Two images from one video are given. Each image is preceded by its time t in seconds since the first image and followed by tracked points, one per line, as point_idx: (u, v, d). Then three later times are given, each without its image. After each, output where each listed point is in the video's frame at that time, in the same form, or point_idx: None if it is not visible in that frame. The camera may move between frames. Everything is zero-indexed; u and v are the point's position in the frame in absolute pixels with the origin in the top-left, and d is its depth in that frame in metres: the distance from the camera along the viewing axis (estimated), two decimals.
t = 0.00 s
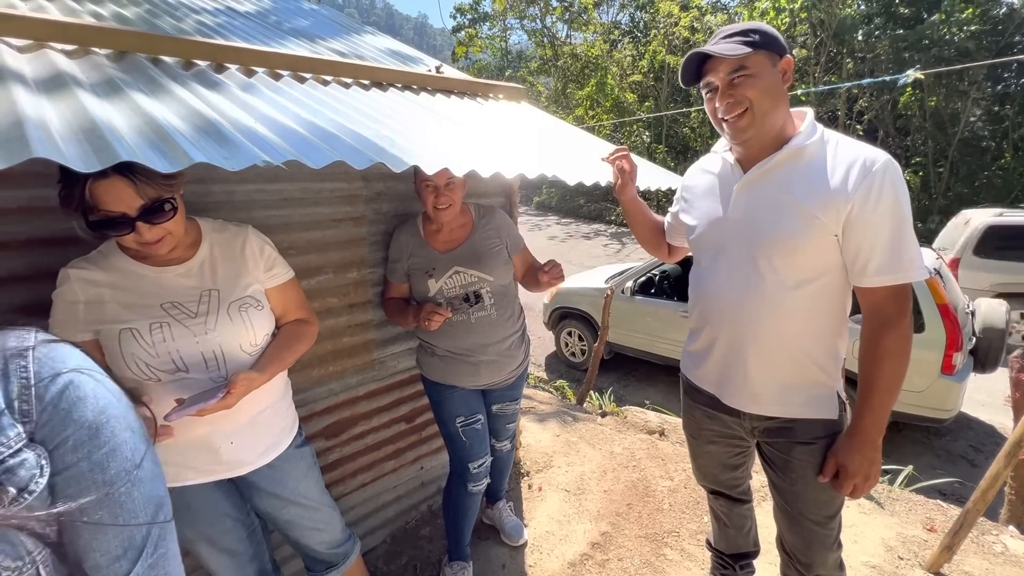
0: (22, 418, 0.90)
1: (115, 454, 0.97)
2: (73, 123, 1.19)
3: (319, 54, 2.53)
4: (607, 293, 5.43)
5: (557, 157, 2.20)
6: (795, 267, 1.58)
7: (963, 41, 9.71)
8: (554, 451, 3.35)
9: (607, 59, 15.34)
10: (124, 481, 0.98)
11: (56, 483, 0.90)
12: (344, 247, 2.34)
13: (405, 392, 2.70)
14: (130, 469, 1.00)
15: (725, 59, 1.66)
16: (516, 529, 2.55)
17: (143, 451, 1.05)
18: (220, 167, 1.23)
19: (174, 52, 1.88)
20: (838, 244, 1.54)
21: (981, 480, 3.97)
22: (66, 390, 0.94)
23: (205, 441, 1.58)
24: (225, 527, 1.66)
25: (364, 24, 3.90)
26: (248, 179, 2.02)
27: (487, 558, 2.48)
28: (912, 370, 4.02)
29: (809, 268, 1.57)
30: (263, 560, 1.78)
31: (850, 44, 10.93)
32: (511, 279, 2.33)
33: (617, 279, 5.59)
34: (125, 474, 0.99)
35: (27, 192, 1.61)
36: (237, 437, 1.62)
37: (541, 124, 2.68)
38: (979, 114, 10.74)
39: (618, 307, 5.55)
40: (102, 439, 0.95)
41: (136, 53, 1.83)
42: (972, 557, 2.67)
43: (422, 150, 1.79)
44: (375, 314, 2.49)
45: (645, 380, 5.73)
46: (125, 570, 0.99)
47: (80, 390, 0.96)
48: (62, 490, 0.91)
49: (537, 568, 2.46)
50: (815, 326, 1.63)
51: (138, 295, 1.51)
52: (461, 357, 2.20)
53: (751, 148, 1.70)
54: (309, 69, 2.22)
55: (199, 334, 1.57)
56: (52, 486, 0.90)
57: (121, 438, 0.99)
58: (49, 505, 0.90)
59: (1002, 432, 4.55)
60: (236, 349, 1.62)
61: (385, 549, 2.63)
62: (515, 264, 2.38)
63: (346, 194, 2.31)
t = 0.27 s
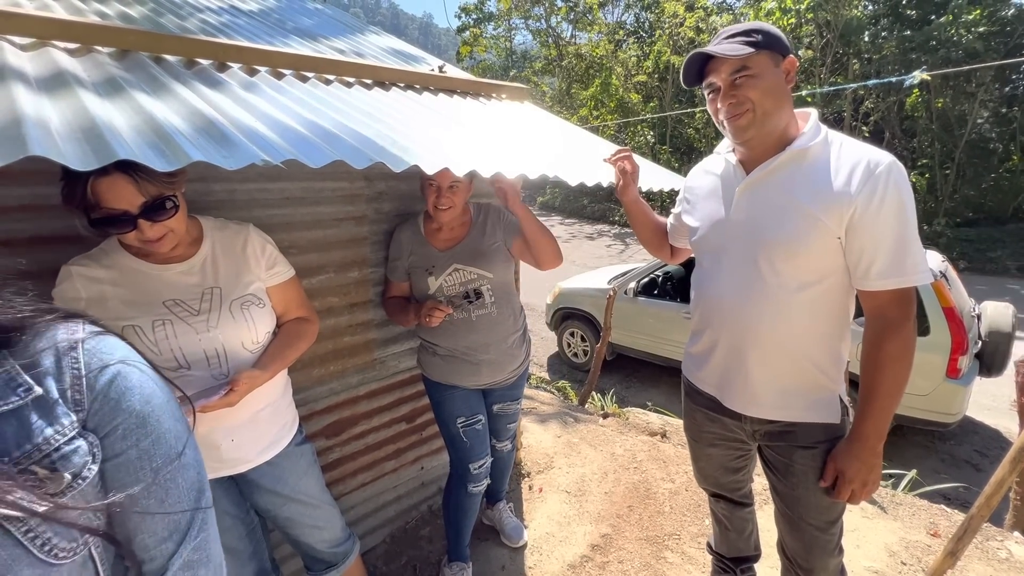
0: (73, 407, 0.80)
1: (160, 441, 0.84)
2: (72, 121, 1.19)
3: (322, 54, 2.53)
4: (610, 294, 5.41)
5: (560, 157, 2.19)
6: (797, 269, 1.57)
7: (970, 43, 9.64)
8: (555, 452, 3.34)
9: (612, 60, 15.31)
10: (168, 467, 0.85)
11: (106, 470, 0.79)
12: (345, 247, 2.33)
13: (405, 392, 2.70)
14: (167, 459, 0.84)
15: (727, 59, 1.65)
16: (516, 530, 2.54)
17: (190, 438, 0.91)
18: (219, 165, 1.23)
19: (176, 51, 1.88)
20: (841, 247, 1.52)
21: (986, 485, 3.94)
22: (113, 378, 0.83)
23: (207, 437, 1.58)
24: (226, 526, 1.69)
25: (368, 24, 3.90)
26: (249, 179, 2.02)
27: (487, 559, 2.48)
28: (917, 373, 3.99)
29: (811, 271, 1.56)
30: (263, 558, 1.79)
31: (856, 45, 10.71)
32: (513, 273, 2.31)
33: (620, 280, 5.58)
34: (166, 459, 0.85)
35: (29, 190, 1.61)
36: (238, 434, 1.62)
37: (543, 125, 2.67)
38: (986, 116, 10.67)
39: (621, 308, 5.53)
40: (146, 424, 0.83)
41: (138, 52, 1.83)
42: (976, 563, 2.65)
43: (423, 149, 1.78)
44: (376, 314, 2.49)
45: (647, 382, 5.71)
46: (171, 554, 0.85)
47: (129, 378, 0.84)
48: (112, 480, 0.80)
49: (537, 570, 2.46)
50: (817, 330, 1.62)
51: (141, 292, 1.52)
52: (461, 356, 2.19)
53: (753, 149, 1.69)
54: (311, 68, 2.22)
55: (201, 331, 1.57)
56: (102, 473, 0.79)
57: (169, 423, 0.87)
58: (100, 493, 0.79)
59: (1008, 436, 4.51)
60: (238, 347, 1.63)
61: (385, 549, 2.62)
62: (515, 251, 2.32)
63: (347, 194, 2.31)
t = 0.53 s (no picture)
0: (53, 408, 0.83)
1: (137, 444, 0.89)
2: (69, 121, 1.19)
3: (324, 53, 2.53)
4: (613, 294, 5.40)
5: (561, 158, 2.18)
6: (798, 273, 1.56)
7: (979, 44, 9.62)
8: (556, 453, 3.33)
9: (617, 60, 15.28)
10: (146, 473, 0.90)
11: (83, 472, 0.83)
12: (346, 247, 2.33)
13: (405, 393, 2.69)
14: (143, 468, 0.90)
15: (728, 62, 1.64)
16: (516, 531, 2.53)
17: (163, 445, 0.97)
18: (215, 165, 1.22)
19: (177, 51, 1.88)
20: (843, 251, 1.51)
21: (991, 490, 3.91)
22: (92, 383, 0.87)
23: (208, 435, 1.58)
24: (225, 525, 1.69)
25: (371, 23, 3.89)
26: (250, 178, 2.02)
27: (487, 561, 2.47)
28: (922, 377, 3.96)
29: (813, 275, 1.55)
30: (261, 559, 1.80)
31: (863, 45, 10.71)
32: (513, 268, 2.30)
33: (623, 281, 5.56)
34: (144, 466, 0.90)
35: (29, 189, 1.61)
36: (239, 432, 1.62)
37: (545, 125, 2.66)
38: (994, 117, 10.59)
39: (624, 309, 5.51)
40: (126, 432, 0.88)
41: (139, 51, 1.83)
42: (980, 569, 2.63)
43: (423, 150, 1.78)
44: (376, 314, 2.49)
45: (649, 383, 5.69)
46: (145, 558, 0.89)
47: (107, 383, 0.89)
48: (88, 482, 0.84)
49: (536, 572, 2.45)
50: (818, 334, 1.60)
51: (143, 289, 1.51)
52: (461, 356, 2.19)
53: (754, 151, 1.67)
54: (313, 68, 2.22)
55: (203, 327, 1.56)
56: (79, 475, 0.83)
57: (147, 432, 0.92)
58: (75, 495, 0.83)
59: (1013, 441, 4.47)
60: (240, 344, 1.62)
61: (384, 549, 2.62)
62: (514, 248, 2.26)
63: (348, 194, 2.30)
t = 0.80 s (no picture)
0: None
1: (55, 456, 0.84)
2: (57, 124, 1.19)
3: (326, 53, 2.52)
4: (616, 296, 5.37)
5: (560, 161, 2.17)
6: (797, 279, 1.53)
7: (991, 45, 9.47)
8: (556, 456, 3.31)
9: (624, 59, 15.22)
10: (67, 486, 0.84)
11: None
12: (344, 248, 2.32)
13: (403, 394, 2.69)
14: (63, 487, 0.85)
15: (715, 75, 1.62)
16: (514, 535, 2.52)
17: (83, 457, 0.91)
18: (202, 169, 1.22)
19: (175, 51, 1.88)
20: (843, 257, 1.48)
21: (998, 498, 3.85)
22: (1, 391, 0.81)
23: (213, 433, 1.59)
24: (226, 524, 1.64)
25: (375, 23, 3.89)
26: (248, 179, 2.02)
27: (484, 565, 2.46)
28: (928, 382, 3.90)
29: (812, 281, 1.52)
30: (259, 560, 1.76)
31: (872, 45, 10.59)
32: (511, 267, 2.29)
33: (626, 282, 5.53)
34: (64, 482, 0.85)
35: (26, 189, 1.62)
36: (243, 430, 1.63)
37: (545, 126, 2.64)
38: (1007, 118, 10.45)
39: (627, 311, 5.49)
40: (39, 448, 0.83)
41: (138, 52, 1.83)
42: None
43: (419, 153, 1.77)
44: (375, 315, 2.48)
45: (652, 386, 5.66)
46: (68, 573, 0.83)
47: (19, 394, 0.83)
48: None
49: None
50: (817, 342, 1.58)
51: (152, 287, 1.52)
52: (458, 359, 2.17)
53: (748, 161, 1.66)
54: (312, 68, 2.21)
55: (212, 325, 1.57)
56: None
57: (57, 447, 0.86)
58: None
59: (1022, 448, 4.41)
60: (248, 341, 1.64)
61: (382, 551, 2.62)
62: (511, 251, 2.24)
63: (347, 195, 2.30)
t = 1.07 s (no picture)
0: None
1: None
2: (49, 126, 1.19)
3: (327, 54, 2.52)
4: (619, 296, 5.35)
5: (559, 163, 2.16)
6: (794, 282, 1.52)
7: (1000, 45, 9.30)
8: (556, 457, 3.30)
9: (630, 58, 15.16)
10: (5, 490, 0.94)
11: None
12: (344, 248, 2.32)
13: (402, 395, 2.69)
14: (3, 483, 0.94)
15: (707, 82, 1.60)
16: (512, 537, 2.52)
17: (15, 461, 1.00)
18: (191, 171, 1.22)
19: (174, 52, 1.88)
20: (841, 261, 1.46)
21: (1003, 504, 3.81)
22: None
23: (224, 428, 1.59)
24: (232, 521, 1.65)
25: (378, 23, 3.89)
26: (246, 179, 2.02)
27: (481, 566, 2.46)
28: (933, 386, 3.86)
29: (809, 285, 1.50)
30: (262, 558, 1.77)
31: (880, 46, 10.42)
32: (510, 270, 2.28)
33: (629, 283, 5.52)
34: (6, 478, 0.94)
35: (25, 189, 1.62)
36: (253, 426, 1.63)
37: (546, 127, 2.63)
38: (1016, 119, 10.34)
39: (630, 312, 5.47)
40: None
41: (137, 52, 1.83)
42: None
43: (415, 154, 1.76)
44: (374, 316, 2.48)
45: (655, 387, 5.64)
46: (15, 567, 0.92)
47: None
48: None
49: None
50: (814, 347, 1.56)
51: (165, 284, 1.53)
52: (456, 360, 2.16)
53: (742, 166, 1.67)
54: (312, 68, 2.21)
55: (225, 322, 1.58)
56: None
57: None
58: None
59: None
60: (259, 338, 1.65)
61: (380, 551, 2.62)
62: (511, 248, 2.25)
63: (346, 196, 2.30)
